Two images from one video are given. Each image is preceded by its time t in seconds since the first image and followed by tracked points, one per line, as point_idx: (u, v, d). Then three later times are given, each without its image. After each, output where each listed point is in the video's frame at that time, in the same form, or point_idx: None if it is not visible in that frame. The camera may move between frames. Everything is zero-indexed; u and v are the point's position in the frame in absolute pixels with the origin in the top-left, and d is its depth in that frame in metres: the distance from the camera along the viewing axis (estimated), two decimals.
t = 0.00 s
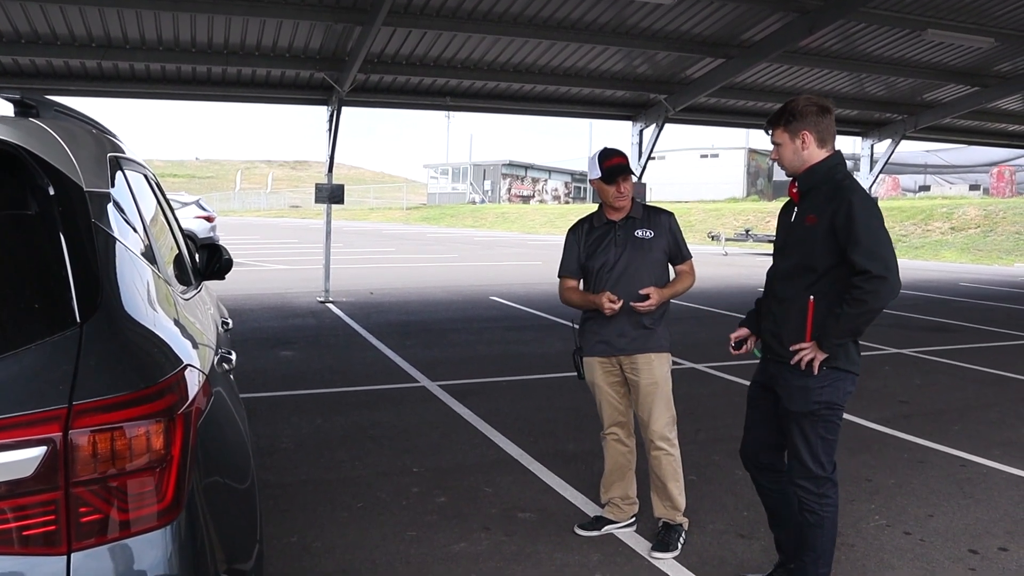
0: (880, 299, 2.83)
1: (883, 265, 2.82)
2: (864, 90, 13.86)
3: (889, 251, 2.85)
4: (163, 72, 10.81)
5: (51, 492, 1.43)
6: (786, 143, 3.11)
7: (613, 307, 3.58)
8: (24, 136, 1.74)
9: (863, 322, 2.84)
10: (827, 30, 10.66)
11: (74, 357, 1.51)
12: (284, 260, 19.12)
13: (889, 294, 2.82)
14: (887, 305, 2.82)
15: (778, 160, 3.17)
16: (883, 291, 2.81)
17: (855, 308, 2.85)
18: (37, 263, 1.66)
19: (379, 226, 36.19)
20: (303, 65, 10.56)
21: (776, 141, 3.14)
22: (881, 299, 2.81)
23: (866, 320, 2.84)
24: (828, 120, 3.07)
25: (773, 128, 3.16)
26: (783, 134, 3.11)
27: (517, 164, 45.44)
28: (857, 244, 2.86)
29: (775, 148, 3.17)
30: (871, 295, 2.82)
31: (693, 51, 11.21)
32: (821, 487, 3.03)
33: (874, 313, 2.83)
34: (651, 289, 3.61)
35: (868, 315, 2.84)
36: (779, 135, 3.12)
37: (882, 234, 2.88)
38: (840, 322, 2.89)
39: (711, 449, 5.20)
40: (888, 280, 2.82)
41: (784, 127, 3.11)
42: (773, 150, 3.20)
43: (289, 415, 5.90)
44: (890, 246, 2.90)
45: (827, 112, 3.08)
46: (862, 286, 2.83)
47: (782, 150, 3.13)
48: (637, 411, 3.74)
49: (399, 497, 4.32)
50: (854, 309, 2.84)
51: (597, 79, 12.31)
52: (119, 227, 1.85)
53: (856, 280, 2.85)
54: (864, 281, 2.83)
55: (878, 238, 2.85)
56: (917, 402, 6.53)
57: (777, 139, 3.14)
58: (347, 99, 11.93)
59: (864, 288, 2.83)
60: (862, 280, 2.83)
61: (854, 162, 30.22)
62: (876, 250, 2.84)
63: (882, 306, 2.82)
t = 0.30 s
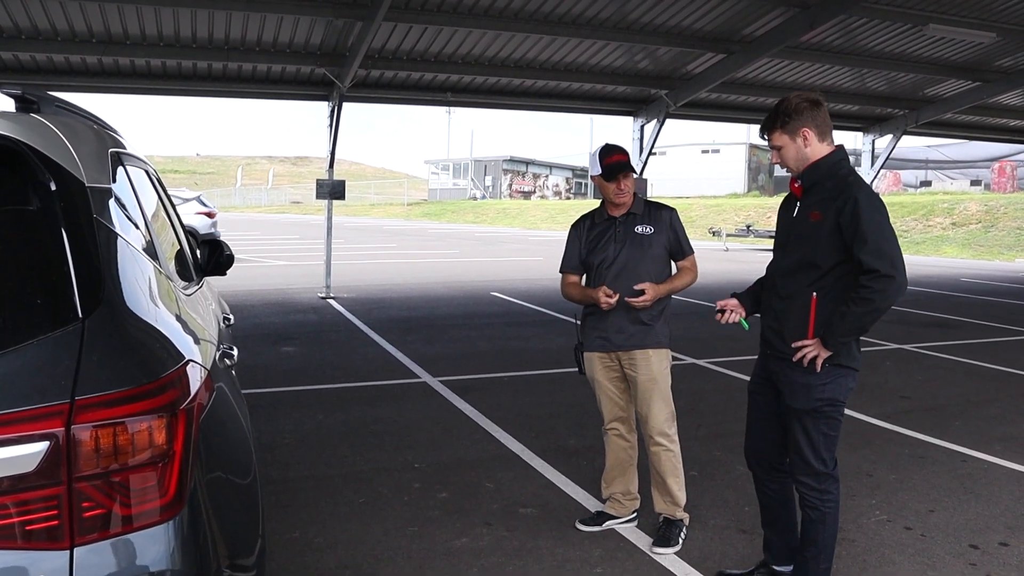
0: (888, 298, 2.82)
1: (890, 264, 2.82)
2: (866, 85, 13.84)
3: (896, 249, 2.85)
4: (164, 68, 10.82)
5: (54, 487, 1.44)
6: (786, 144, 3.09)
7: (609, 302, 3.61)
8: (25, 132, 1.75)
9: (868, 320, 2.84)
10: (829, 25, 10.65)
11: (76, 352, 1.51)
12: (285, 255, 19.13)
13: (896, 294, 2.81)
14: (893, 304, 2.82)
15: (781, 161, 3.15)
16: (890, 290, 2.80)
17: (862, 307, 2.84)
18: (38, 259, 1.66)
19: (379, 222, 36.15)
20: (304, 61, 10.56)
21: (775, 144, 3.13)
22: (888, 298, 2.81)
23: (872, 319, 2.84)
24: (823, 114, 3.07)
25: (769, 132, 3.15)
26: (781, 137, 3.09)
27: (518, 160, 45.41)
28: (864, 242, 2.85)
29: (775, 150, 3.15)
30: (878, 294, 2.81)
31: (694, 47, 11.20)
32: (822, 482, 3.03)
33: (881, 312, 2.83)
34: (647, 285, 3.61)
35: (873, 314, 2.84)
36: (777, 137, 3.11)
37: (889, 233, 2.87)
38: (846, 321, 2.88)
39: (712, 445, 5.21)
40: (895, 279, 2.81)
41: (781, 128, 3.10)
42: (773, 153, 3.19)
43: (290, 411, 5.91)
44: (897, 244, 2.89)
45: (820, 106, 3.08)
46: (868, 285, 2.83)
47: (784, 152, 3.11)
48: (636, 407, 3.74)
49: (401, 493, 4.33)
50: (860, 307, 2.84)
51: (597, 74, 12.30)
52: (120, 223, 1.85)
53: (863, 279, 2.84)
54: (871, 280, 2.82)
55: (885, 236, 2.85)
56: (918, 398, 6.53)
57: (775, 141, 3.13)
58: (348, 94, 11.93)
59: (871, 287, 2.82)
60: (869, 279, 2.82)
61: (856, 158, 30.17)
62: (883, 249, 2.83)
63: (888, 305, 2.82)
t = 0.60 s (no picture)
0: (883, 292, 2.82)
1: (883, 258, 2.82)
2: (868, 81, 13.81)
3: (889, 244, 2.85)
4: (166, 65, 10.82)
5: (58, 483, 1.44)
6: (778, 142, 3.08)
7: (611, 297, 3.60)
8: (28, 129, 1.75)
9: (865, 315, 2.84)
10: (832, 21, 10.62)
11: (81, 348, 1.52)
12: (287, 252, 19.13)
13: (891, 288, 2.82)
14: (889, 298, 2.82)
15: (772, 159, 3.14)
16: (884, 285, 2.80)
17: (857, 303, 2.84)
18: (42, 255, 1.66)
19: (381, 218, 36.18)
20: (306, 57, 10.54)
21: (766, 141, 3.12)
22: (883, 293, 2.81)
23: (868, 314, 2.84)
24: (814, 109, 3.06)
25: (760, 130, 3.15)
26: (772, 134, 3.09)
27: (520, 156, 45.35)
28: (858, 237, 2.85)
29: (766, 148, 3.15)
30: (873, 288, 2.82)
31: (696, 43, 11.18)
32: (823, 478, 3.03)
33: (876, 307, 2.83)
34: (650, 282, 3.60)
35: (869, 309, 2.84)
36: (768, 135, 3.10)
37: (882, 227, 2.88)
38: (843, 316, 2.88)
39: (714, 441, 5.21)
40: (889, 273, 2.81)
41: (772, 125, 3.09)
42: (764, 150, 3.18)
43: (293, 407, 5.91)
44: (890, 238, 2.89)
45: (810, 102, 3.07)
46: (863, 280, 2.83)
47: (775, 149, 3.11)
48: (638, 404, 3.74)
49: (403, 489, 4.34)
50: (856, 303, 2.84)
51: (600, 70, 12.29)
52: (123, 220, 1.86)
53: (857, 274, 2.85)
54: (866, 275, 2.82)
55: (878, 231, 2.85)
56: (921, 394, 6.52)
57: (766, 139, 3.12)
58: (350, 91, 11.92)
59: (865, 282, 2.82)
60: (863, 274, 2.83)
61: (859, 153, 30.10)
62: (877, 243, 2.83)
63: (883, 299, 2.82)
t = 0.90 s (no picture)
0: (865, 279, 2.84)
1: (864, 246, 2.84)
2: (871, 78, 13.79)
3: (869, 232, 2.87)
4: (169, 63, 10.82)
5: (63, 480, 1.45)
6: (758, 140, 3.10)
7: (605, 291, 3.63)
8: (33, 126, 1.76)
9: (849, 304, 2.85)
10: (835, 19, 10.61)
11: (85, 346, 1.52)
12: (290, 250, 19.13)
13: (872, 274, 2.83)
14: (871, 285, 2.84)
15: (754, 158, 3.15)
16: (866, 271, 2.82)
17: (841, 292, 2.85)
18: (48, 252, 1.66)
19: (384, 216, 36.19)
20: (308, 55, 10.54)
21: (747, 140, 3.14)
22: (865, 279, 2.83)
23: (853, 302, 2.85)
24: (793, 108, 3.09)
25: (740, 131, 3.17)
26: (753, 133, 3.10)
27: (523, 154, 45.31)
28: (839, 227, 2.87)
29: (747, 147, 3.16)
30: (856, 276, 2.83)
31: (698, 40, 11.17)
32: (802, 476, 3.05)
33: (860, 295, 2.84)
34: (650, 281, 3.60)
35: (853, 298, 2.85)
36: (749, 134, 3.12)
37: (862, 216, 2.90)
38: (827, 307, 2.89)
39: (717, 439, 5.21)
40: (871, 260, 2.83)
41: (752, 124, 3.11)
42: (745, 151, 3.20)
43: (296, 405, 5.92)
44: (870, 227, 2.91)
45: (789, 102, 3.11)
46: (846, 269, 2.84)
47: (756, 147, 3.12)
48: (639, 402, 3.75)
49: (405, 487, 4.34)
50: (840, 291, 2.85)
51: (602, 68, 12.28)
52: (127, 217, 1.86)
53: (839, 263, 2.86)
54: (847, 262, 2.84)
55: (858, 219, 2.87)
56: (923, 392, 6.52)
57: (747, 138, 3.14)
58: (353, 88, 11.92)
59: (847, 270, 2.84)
60: (845, 262, 2.84)
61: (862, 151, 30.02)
62: (858, 232, 2.85)
63: (867, 286, 2.83)
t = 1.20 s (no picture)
0: (857, 267, 2.84)
1: (853, 234, 2.85)
2: (873, 78, 13.78)
3: (856, 220, 2.88)
4: (172, 62, 10.83)
5: (67, 479, 1.45)
6: (736, 148, 3.15)
7: (604, 289, 3.66)
8: (36, 125, 1.76)
9: (843, 293, 2.85)
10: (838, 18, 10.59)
11: (89, 345, 1.52)
12: (292, 250, 19.13)
13: (864, 261, 2.83)
14: (864, 271, 2.83)
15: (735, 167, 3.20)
16: (858, 258, 2.82)
17: (834, 282, 2.85)
18: (53, 251, 1.66)
19: (386, 216, 36.18)
20: (311, 55, 10.56)
21: (726, 151, 3.19)
22: (857, 266, 2.83)
23: (847, 291, 2.84)
24: (767, 114, 3.14)
25: (717, 142, 3.22)
26: (730, 142, 3.15)
27: (525, 154, 45.31)
28: (827, 218, 2.88)
29: (728, 158, 3.21)
30: (848, 264, 2.83)
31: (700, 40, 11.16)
32: (778, 471, 3.03)
33: (853, 283, 2.84)
34: (648, 282, 3.60)
35: (848, 286, 2.84)
36: (727, 144, 3.17)
37: (849, 205, 2.91)
38: (821, 299, 2.88)
39: (719, 439, 5.21)
40: (861, 247, 2.84)
41: (728, 134, 3.17)
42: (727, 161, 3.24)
43: (298, 405, 5.92)
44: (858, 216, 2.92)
45: (763, 108, 3.16)
46: (837, 259, 2.85)
47: (736, 156, 3.17)
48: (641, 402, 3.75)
49: (408, 487, 4.34)
50: (834, 281, 2.85)
51: (605, 68, 12.28)
52: (130, 217, 1.86)
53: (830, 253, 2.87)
54: (838, 252, 2.85)
55: (844, 208, 2.88)
56: (926, 392, 6.51)
57: (725, 148, 3.18)
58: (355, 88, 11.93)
59: (839, 259, 2.85)
60: (836, 251, 2.85)
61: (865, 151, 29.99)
62: (846, 221, 2.86)
63: (859, 273, 2.83)
